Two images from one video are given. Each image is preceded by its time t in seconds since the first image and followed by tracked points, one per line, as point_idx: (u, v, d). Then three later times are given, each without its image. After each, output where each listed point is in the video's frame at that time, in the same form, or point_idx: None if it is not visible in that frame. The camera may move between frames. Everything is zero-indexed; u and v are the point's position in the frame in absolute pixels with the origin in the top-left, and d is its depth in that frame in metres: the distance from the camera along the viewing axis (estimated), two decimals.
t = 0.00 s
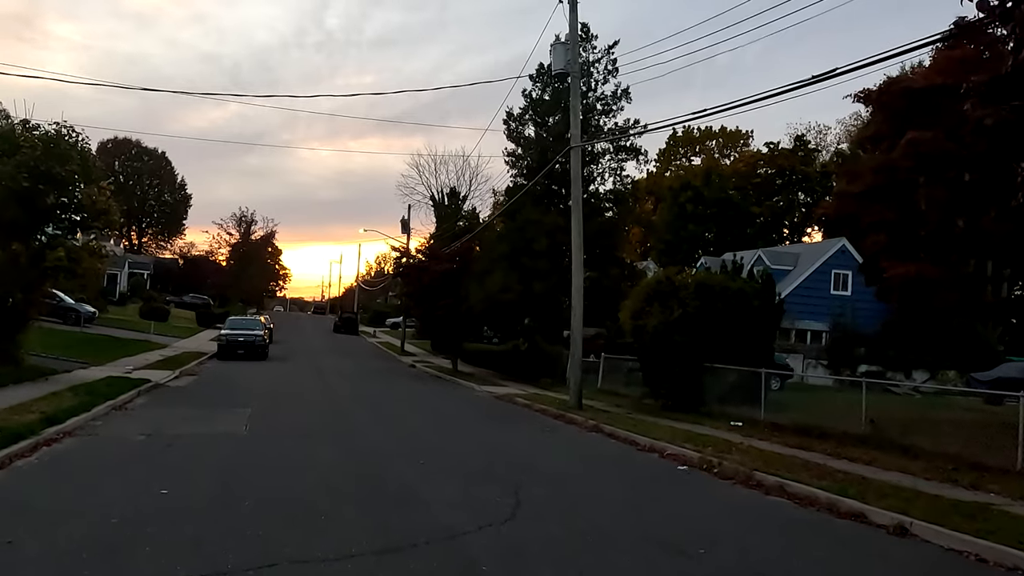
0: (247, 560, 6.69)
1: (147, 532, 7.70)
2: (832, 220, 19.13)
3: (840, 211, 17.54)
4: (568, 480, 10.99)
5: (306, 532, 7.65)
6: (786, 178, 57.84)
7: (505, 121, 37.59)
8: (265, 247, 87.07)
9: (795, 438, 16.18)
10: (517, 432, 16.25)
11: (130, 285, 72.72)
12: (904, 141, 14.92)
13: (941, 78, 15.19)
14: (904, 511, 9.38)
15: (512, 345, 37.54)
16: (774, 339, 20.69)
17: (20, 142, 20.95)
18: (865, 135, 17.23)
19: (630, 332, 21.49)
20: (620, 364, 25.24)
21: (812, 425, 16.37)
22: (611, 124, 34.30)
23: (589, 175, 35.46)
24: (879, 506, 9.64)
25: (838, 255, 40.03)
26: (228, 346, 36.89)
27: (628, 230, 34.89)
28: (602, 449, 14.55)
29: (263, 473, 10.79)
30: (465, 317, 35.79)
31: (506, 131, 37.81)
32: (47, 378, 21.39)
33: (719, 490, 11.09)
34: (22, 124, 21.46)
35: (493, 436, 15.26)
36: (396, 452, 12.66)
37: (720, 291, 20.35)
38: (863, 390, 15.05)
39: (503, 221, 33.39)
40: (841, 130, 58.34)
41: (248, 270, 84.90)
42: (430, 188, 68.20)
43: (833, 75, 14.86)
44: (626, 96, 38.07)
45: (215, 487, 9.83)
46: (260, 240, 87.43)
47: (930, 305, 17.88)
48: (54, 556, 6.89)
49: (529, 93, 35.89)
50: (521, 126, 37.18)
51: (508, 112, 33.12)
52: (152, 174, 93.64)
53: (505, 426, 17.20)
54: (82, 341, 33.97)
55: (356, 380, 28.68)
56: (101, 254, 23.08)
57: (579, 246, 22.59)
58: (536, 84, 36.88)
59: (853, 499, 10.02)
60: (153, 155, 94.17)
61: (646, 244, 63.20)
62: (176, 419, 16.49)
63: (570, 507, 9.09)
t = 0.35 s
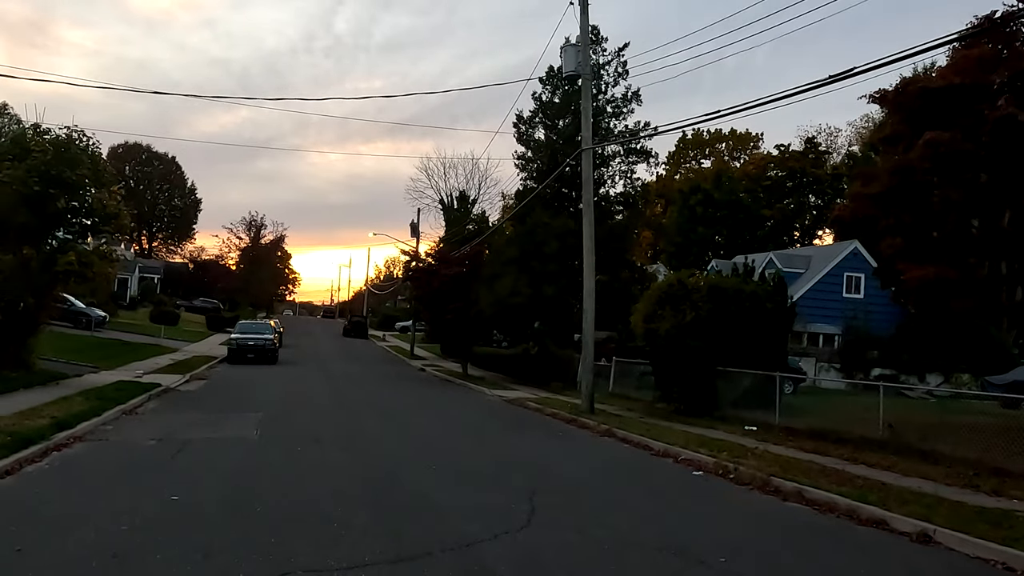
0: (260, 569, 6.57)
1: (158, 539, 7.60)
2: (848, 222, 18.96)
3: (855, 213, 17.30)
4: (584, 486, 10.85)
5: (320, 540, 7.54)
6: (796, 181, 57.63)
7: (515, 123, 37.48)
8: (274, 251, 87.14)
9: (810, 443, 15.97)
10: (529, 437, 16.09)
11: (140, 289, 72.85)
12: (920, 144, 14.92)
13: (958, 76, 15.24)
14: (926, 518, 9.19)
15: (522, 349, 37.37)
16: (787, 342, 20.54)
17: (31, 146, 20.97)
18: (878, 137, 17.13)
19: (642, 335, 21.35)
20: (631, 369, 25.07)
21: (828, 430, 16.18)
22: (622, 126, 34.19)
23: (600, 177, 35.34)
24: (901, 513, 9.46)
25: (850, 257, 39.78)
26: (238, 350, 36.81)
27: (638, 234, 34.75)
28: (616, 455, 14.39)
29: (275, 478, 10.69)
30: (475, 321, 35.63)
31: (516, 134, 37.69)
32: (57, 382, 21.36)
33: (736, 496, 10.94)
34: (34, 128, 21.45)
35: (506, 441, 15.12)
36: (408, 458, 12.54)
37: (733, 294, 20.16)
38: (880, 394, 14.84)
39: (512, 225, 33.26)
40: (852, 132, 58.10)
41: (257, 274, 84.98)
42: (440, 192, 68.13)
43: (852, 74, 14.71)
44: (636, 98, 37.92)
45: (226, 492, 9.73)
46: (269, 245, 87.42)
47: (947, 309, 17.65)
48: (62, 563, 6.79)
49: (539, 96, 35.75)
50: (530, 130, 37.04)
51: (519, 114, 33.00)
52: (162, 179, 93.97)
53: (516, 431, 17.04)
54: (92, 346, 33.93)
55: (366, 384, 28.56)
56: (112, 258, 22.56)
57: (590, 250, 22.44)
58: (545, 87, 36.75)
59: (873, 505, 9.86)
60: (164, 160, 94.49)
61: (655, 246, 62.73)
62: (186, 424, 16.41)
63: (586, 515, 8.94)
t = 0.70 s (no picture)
0: None
1: (161, 547, 7.44)
2: (863, 222, 18.74)
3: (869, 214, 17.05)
4: (595, 492, 10.65)
5: (326, 547, 7.36)
6: (806, 182, 57.01)
7: (523, 125, 37.29)
8: (283, 255, 87.24)
9: (825, 447, 15.75)
10: (538, 441, 15.89)
11: (149, 293, 73.01)
12: (937, 143, 14.63)
13: (975, 76, 15.08)
14: (947, 525, 8.98)
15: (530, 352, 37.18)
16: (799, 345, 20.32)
17: (39, 148, 20.95)
18: (892, 136, 16.81)
19: (652, 338, 21.13)
20: (641, 372, 24.86)
21: (841, 434, 15.95)
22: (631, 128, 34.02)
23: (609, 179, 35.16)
24: (921, 520, 9.24)
25: (862, 260, 39.35)
26: (246, 353, 36.75)
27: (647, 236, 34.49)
28: (627, 459, 14.19)
29: (281, 483, 10.54)
30: (484, 324, 35.47)
31: (525, 136, 37.53)
32: (65, 385, 21.30)
33: (751, 501, 10.75)
34: (41, 130, 21.50)
35: (515, 446, 14.94)
36: (417, 462, 12.37)
37: (745, 297, 19.93)
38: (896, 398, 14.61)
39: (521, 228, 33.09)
40: (863, 134, 57.71)
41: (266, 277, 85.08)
42: (448, 195, 68.09)
43: (867, 73, 14.55)
44: (645, 100, 37.75)
45: (231, 497, 9.58)
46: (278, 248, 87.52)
47: (963, 311, 17.39)
48: (62, 570, 6.65)
49: (547, 99, 35.60)
50: (539, 132, 36.88)
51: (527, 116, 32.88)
52: (171, 183, 94.21)
53: (525, 435, 16.86)
54: (101, 349, 33.91)
55: (374, 388, 28.41)
56: (120, 261, 22.88)
57: (600, 252, 22.21)
58: (554, 88, 36.58)
59: (891, 512, 9.64)
60: (173, 164, 94.72)
61: (664, 249, 62.44)
62: (192, 427, 16.27)
63: (599, 522, 8.73)
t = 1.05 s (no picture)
0: None
1: (159, 560, 7.20)
2: (875, 226, 18.51)
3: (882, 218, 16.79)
4: (604, 501, 10.41)
5: (328, 560, 7.13)
6: (815, 187, 57.00)
7: (530, 129, 37.13)
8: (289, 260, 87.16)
9: (839, 455, 15.47)
10: (545, 448, 15.65)
11: (156, 298, 72.97)
12: (952, 145, 14.79)
13: (993, 76, 14.85)
14: (969, 537, 8.71)
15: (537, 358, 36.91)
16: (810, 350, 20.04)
17: (44, 153, 20.86)
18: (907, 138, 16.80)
19: (661, 344, 20.88)
20: (650, 378, 24.60)
21: (854, 441, 15.67)
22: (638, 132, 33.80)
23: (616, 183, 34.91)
24: (941, 531, 8.98)
25: (872, 264, 39.07)
26: (253, 359, 36.58)
27: (655, 241, 34.25)
28: (638, 467, 13.94)
29: (284, 492, 10.32)
30: (491, 329, 35.23)
31: (532, 140, 37.36)
32: (69, 391, 21.14)
33: (766, 511, 10.49)
34: (47, 134, 21.35)
35: (523, 453, 14.70)
36: (423, 471, 12.14)
37: (755, 302, 19.66)
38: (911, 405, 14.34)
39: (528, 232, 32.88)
40: (871, 138, 57.42)
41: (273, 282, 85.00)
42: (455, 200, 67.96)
43: (881, 74, 14.35)
44: (653, 104, 37.57)
45: (233, 508, 9.36)
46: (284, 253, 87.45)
47: (978, 318, 17.12)
48: None
49: (555, 103, 35.43)
50: (546, 136, 36.71)
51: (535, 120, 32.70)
52: (178, 188, 94.29)
53: (533, 442, 16.61)
54: (107, 354, 33.78)
55: (381, 393, 28.18)
56: (125, 266, 22.55)
57: (609, 256, 22.00)
58: (561, 92, 36.43)
59: (910, 523, 9.38)
60: (180, 169, 94.82)
61: (672, 254, 62.04)
62: (196, 434, 16.06)
63: (610, 534, 8.48)
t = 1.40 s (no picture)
0: None
1: (161, 568, 7.03)
2: (885, 227, 18.32)
3: (893, 220, 16.60)
4: (614, 508, 10.24)
5: (332, 568, 6.97)
6: (821, 190, 56.69)
7: (536, 133, 36.99)
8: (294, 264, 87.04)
9: (850, 460, 15.27)
10: (552, 454, 15.46)
11: (161, 302, 72.90)
12: (967, 147, 14.74)
13: (1006, 76, 14.69)
14: (987, 544, 8.54)
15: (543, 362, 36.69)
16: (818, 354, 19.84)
17: (48, 156, 20.83)
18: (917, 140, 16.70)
19: (669, 348, 20.67)
20: (657, 382, 24.40)
21: (865, 447, 15.48)
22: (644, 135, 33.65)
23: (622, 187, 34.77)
24: (958, 539, 8.80)
25: (879, 268, 38.80)
26: (257, 363, 36.42)
27: (661, 244, 34.08)
28: (646, 473, 13.76)
29: (288, 499, 10.16)
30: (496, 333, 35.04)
31: (537, 143, 37.22)
32: (73, 395, 21.01)
33: (778, 518, 10.31)
34: (52, 138, 21.33)
35: (530, 458, 14.51)
36: (429, 477, 11.97)
37: (764, 306, 19.46)
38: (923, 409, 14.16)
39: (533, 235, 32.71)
40: (878, 141, 57.22)
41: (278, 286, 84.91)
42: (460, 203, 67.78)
43: (893, 74, 14.20)
44: (659, 107, 37.43)
45: (236, 515, 9.19)
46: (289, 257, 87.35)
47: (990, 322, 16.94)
48: None
49: (560, 106, 35.33)
50: (552, 139, 36.57)
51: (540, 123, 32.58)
52: (184, 193, 94.34)
53: (540, 448, 16.41)
54: (111, 358, 33.65)
55: (386, 398, 28.00)
56: (129, 270, 22.62)
57: (616, 260, 21.82)
58: (567, 95, 36.30)
59: (926, 530, 9.21)
60: (185, 174, 94.86)
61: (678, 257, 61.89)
62: (200, 439, 15.89)
63: (621, 541, 8.31)
